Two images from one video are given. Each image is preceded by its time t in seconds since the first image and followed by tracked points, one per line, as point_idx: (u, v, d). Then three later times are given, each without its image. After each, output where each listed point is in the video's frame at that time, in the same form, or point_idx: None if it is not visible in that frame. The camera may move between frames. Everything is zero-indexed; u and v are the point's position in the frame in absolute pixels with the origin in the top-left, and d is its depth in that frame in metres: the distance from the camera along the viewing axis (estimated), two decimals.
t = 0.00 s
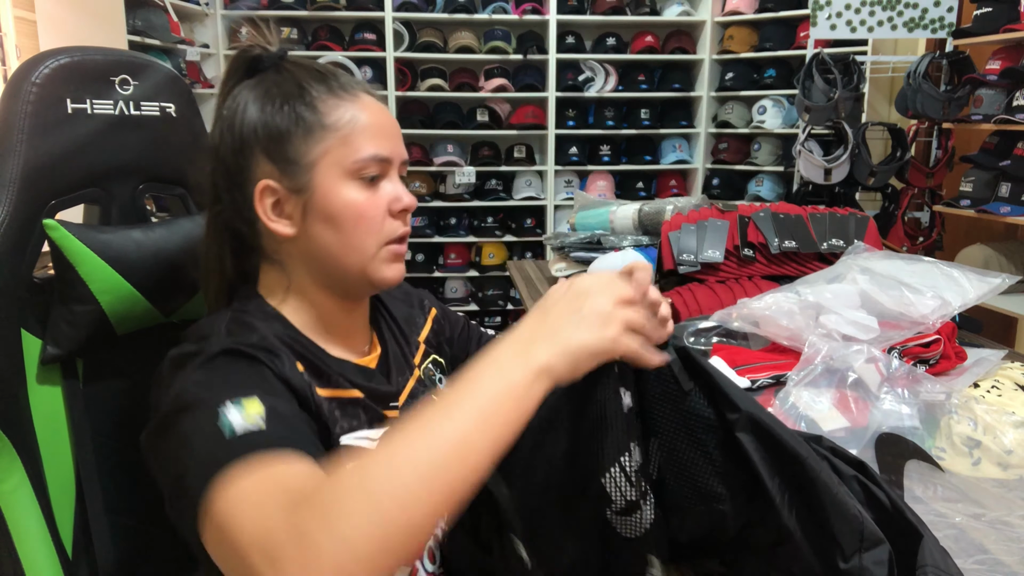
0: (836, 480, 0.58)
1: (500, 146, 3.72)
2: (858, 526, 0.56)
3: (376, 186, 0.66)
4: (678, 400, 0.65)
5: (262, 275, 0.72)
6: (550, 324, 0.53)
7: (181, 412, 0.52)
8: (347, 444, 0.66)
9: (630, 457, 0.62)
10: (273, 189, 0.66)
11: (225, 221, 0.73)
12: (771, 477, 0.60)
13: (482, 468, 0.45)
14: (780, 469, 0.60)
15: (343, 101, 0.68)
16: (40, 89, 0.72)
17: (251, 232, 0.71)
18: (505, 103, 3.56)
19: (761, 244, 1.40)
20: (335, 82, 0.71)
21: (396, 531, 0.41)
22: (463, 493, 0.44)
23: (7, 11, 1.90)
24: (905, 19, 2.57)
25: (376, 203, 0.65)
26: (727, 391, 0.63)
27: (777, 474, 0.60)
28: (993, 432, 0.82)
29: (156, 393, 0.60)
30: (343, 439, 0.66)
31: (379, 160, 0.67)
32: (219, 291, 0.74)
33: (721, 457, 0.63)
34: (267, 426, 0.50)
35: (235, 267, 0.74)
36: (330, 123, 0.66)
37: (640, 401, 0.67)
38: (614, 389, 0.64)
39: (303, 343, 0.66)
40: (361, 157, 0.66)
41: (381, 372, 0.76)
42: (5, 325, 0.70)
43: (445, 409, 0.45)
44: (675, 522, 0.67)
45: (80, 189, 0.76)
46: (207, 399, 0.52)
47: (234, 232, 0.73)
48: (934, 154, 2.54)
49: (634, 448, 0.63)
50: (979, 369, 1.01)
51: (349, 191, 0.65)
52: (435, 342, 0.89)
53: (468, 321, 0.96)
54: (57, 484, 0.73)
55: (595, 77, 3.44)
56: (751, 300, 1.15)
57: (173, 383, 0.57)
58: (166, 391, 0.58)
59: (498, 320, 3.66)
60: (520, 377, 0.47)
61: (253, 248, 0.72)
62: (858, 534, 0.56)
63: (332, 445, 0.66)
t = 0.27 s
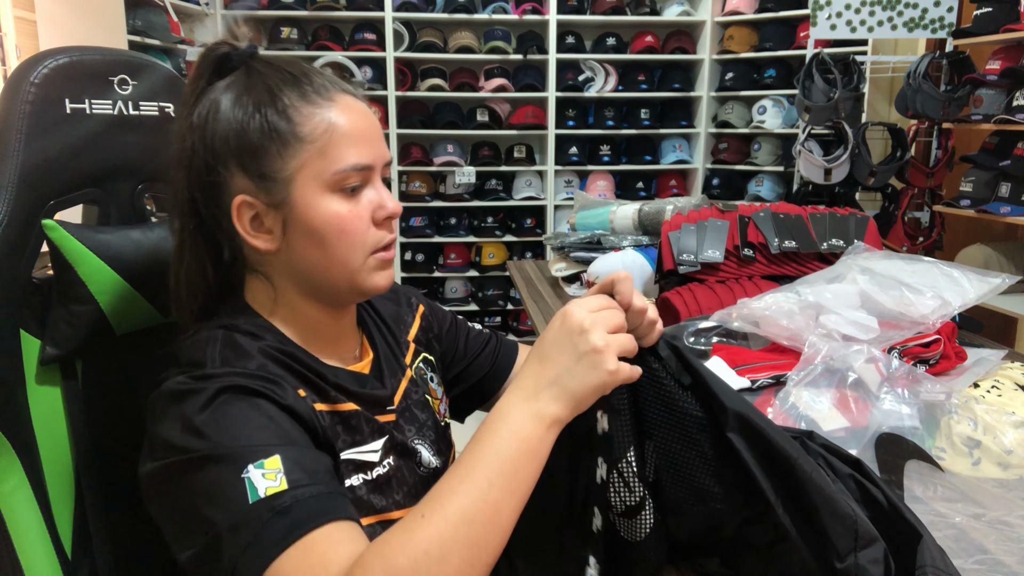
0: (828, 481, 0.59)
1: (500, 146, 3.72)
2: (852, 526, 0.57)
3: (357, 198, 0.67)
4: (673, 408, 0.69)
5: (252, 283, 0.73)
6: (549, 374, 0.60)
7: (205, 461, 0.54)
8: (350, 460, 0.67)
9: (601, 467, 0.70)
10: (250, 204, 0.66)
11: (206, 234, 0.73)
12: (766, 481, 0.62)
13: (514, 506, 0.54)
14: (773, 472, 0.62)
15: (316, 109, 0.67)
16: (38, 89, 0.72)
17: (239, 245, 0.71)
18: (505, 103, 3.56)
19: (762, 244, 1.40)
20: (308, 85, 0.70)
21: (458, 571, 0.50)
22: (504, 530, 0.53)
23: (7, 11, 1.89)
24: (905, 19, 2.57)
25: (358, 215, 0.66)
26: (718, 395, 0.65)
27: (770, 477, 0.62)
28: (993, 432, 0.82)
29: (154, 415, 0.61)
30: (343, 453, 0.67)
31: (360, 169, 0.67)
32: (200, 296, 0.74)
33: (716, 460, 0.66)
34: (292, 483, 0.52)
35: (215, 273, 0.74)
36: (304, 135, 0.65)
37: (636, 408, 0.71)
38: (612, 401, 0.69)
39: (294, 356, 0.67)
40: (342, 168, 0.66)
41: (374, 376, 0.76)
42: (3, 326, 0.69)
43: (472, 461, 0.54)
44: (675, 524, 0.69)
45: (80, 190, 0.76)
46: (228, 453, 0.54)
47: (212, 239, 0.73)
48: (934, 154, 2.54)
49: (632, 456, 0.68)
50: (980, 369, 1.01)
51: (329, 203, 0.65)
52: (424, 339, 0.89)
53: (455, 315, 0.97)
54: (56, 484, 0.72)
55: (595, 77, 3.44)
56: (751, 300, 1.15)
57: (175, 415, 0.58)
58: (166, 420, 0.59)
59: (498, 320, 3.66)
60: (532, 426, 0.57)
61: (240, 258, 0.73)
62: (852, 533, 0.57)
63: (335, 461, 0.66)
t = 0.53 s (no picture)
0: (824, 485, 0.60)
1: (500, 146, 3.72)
2: (851, 529, 0.58)
3: (347, 205, 0.67)
4: (667, 417, 0.68)
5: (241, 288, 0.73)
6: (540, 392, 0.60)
7: (196, 475, 0.54)
8: (341, 466, 0.67)
9: (623, 478, 0.69)
10: (238, 211, 0.67)
11: (195, 238, 0.73)
12: (761, 488, 0.62)
13: (507, 523, 0.54)
14: (769, 479, 0.62)
15: (303, 116, 0.67)
16: (37, 90, 0.72)
17: (231, 251, 0.71)
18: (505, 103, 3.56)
19: (761, 244, 1.40)
20: (295, 91, 0.69)
21: None
22: (495, 545, 0.53)
23: (7, 11, 1.88)
24: (905, 19, 2.57)
25: (348, 223, 0.66)
26: (714, 403, 0.65)
27: (766, 483, 0.63)
28: (993, 432, 0.82)
29: (144, 426, 0.61)
30: (334, 460, 0.67)
31: (350, 177, 0.67)
32: (190, 300, 0.73)
33: (709, 464, 0.67)
34: (282, 498, 0.52)
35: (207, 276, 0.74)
36: (292, 143, 0.65)
37: (630, 417, 0.71)
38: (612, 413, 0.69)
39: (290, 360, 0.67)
40: (332, 175, 0.66)
41: (366, 379, 0.76)
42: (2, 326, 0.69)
43: (462, 479, 0.54)
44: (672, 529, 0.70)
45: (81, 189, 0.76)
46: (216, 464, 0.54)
47: (200, 241, 0.72)
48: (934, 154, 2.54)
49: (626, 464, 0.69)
50: (980, 369, 1.01)
51: (320, 211, 0.65)
52: (417, 341, 0.89)
53: (450, 318, 0.97)
54: (55, 482, 0.72)
55: (595, 77, 3.44)
56: (751, 300, 1.15)
57: (164, 427, 0.58)
58: (155, 432, 0.59)
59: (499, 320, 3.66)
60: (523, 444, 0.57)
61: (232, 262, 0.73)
62: (851, 535, 0.58)
63: (325, 467, 0.66)
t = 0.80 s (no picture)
0: (813, 485, 0.59)
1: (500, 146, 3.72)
2: (842, 529, 0.57)
3: (344, 208, 0.67)
4: (657, 417, 0.69)
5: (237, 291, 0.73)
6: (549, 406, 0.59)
7: (195, 482, 0.54)
8: (338, 469, 0.67)
9: (607, 466, 0.68)
10: (234, 213, 0.67)
11: (192, 240, 0.73)
12: (751, 488, 0.63)
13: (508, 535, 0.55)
14: (758, 479, 0.62)
15: (300, 119, 0.67)
16: (37, 90, 0.72)
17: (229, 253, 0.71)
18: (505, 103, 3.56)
19: (761, 244, 1.40)
20: (293, 93, 0.69)
21: None
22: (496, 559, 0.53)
23: (7, 11, 1.88)
24: (905, 19, 2.57)
25: (345, 226, 0.66)
26: (700, 403, 0.65)
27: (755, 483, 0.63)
28: (993, 432, 0.82)
29: (142, 430, 0.61)
30: (331, 462, 0.67)
31: (347, 180, 0.67)
32: (186, 302, 0.73)
33: (700, 465, 0.67)
34: (281, 505, 0.53)
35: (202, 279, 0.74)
36: (289, 146, 0.65)
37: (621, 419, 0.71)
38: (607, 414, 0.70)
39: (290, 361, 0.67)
40: (329, 179, 0.66)
41: (361, 381, 0.76)
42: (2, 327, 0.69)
43: (467, 490, 0.54)
44: (669, 529, 0.71)
45: (80, 189, 0.76)
46: (215, 470, 0.54)
47: (194, 244, 0.73)
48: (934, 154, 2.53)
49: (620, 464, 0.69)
50: (979, 369, 1.01)
51: (317, 214, 0.65)
52: (414, 343, 0.89)
53: (447, 320, 0.97)
54: (56, 482, 0.72)
55: (595, 77, 3.44)
56: (751, 300, 1.15)
57: (162, 433, 0.58)
58: (152, 437, 0.59)
59: (498, 320, 3.66)
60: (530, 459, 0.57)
61: (227, 265, 0.73)
62: (842, 536, 0.57)
63: (323, 471, 0.66)
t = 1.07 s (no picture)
0: (801, 485, 0.60)
1: (500, 146, 3.72)
2: (830, 528, 0.57)
3: (347, 207, 0.67)
4: (645, 416, 0.69)
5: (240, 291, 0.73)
6: (564, 417, 0.61)
7: (198, 485, 0.54)
8: (341, 470, 0.67)
9: (578, 464, 0.68)
10: (238, 213, 0.67)
11: (195, 240, 0.73)
12: (740, 488, 0.63)
13: (509, 540, 0.55)
14: (746, 478, 0.63)
15: (304, 119, 0.67)
16: (37, 89, 0.72)
17: (231, 253, 0.71)
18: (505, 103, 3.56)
19: (761, 244, 1.40)
20: (297, 93, 0.69)
21: None
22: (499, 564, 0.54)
23: (7, 11, 1.89)
24: (905, 19, 2.57)
25: (348, 225, 0.66)
26: (686, 403, 0.66)
27: (743, 482, 0.63)
28: (993, 432, 0.82)
29: (146, 431, 0.61)
30: (333, 462, 0.67)
31: (350, 180, 0.67)
32: (188, 302, 0.73)
33: (687, 465, 0.67)
34: (285, 510, 0.53)
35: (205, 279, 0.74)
36: (293, 146, 0.66)
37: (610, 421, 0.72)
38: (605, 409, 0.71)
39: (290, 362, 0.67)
40: (332, 178, 0.66)
41: (364, 381, 0.76)
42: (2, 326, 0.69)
43: (477, 494, 0.54)
44: (661, 531, 0.71)
45: (80, 189, 0.76)
46: (218, 473, 0.54)
47: (197, 244, 0.73)
48: (934, 154, 2.53)
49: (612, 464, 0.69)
50: (979, 369, 1.01)
51: (321, 214, 0.65)
52: (416, 343, 0.90)
53: (448, 322, 0.97)
54: (56, 482, 0.72)
55: (595, 77, 3.44)
56: (751, 300, 1.15)
57: (165, 435, 0.58)
58: (157, 437, 0.59)
59: (498, 320, 3.66)
60: (539, 467, 0.58)
61: (231, 265, 0.73)
62: (831, 536, 0.57)
63: (325, 472, 0.66)
